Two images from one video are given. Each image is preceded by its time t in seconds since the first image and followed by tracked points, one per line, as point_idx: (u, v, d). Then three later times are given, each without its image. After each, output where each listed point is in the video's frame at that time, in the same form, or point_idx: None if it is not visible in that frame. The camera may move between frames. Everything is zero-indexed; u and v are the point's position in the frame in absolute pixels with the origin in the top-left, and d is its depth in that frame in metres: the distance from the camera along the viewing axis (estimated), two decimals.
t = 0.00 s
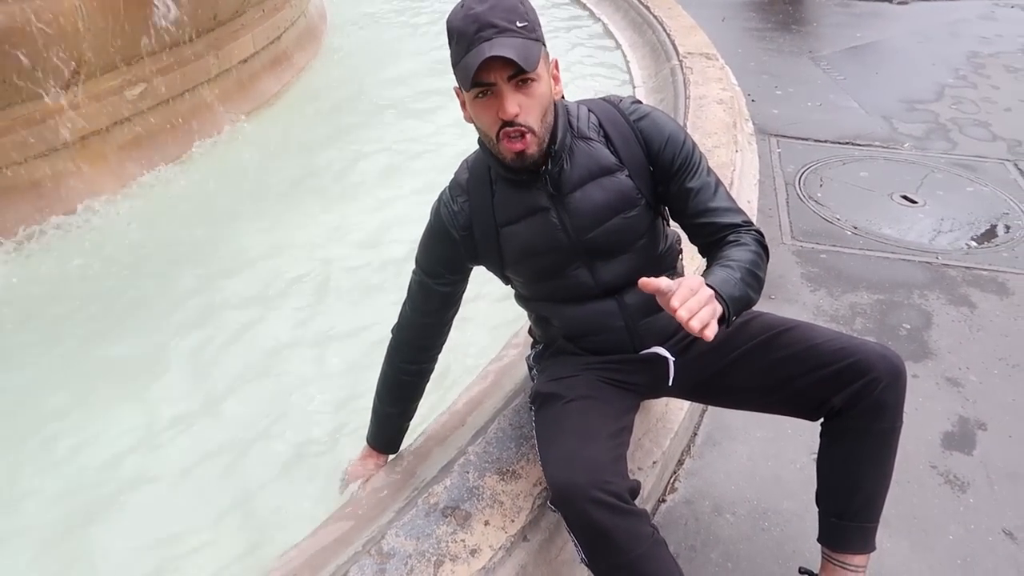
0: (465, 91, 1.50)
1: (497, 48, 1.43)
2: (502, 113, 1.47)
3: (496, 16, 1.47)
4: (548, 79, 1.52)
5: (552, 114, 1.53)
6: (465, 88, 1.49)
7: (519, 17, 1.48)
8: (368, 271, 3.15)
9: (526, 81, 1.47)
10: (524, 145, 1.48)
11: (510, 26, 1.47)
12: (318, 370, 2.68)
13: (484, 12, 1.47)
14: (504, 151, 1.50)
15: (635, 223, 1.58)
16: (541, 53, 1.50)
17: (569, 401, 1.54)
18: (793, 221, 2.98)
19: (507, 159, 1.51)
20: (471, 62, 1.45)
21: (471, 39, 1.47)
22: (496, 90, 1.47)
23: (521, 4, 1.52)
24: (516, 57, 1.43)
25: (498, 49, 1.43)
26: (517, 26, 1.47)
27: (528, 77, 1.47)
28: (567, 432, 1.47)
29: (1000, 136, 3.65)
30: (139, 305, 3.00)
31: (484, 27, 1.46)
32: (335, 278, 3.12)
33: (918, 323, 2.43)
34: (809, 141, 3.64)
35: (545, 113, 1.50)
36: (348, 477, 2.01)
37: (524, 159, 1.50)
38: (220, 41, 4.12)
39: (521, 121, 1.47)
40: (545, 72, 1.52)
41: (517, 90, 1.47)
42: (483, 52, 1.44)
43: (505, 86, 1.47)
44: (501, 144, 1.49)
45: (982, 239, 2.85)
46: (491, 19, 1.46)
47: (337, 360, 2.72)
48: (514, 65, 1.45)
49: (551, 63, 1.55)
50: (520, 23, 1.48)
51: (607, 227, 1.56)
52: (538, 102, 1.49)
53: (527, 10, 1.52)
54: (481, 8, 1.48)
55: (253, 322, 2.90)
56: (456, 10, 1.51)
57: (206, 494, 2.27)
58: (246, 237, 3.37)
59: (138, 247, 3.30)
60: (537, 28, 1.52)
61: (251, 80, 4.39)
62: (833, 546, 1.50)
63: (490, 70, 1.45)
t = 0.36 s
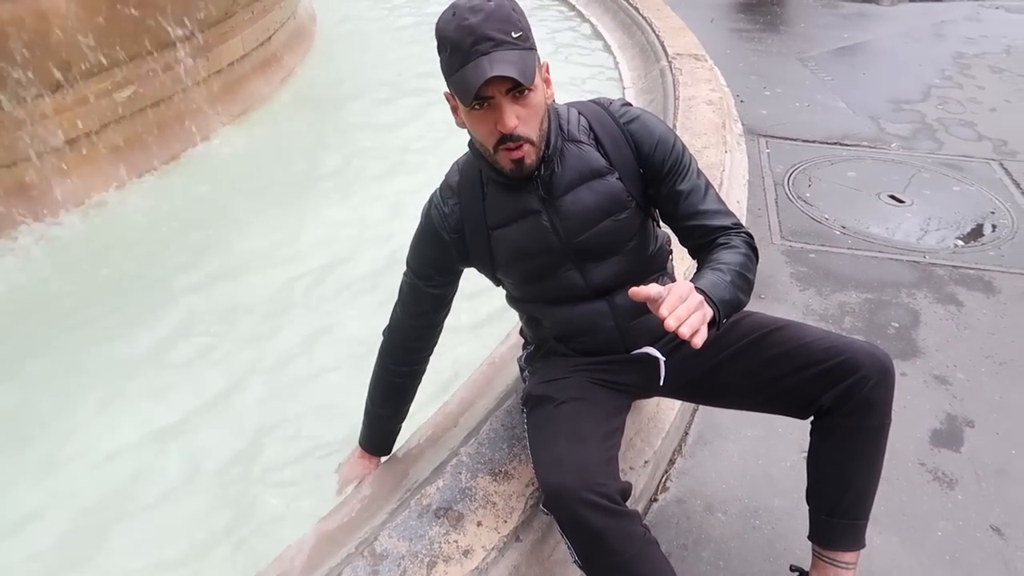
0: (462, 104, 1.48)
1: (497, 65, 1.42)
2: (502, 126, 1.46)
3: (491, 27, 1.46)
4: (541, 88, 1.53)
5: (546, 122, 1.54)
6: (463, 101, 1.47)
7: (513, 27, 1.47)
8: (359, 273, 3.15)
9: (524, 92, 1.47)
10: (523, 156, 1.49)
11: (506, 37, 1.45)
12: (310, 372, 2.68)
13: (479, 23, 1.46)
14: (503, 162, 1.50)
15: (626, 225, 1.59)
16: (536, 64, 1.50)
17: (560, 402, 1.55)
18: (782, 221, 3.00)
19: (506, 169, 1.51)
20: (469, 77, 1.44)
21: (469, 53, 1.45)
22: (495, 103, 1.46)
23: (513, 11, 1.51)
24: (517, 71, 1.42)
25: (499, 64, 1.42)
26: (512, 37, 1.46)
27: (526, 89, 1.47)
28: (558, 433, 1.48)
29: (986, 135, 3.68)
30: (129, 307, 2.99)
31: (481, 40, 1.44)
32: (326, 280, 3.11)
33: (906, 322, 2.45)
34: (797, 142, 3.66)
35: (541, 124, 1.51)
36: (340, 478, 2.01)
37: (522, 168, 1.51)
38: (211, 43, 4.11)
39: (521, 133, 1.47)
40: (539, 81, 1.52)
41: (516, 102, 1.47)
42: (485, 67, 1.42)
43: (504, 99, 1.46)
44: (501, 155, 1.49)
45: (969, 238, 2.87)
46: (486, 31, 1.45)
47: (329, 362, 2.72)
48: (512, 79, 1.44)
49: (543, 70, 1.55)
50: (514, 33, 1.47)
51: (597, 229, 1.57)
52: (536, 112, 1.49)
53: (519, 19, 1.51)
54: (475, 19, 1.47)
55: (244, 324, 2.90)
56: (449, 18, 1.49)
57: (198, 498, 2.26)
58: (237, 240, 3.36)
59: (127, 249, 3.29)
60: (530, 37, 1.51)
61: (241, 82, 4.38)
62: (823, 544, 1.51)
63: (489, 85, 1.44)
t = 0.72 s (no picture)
0: (456, 100, 1.49)
1: (489, 58, 1.43)
2: (495, 119, 1.47)
3: (483, 24, 1.46)
4: (536, 83, 1.53)
5: (542, 119, 1.54)
6: (456, 96, 1.48)
7: (505, 24, 1.48)
8: (357, 275, 3.15)
9: (517, 87, 1.48)
10: (518, 152, 1.50)
11: (498, 33, 1.46)
12: (308, 374, 2.68)
13: (471, 20, 1.47)
14: (497, 157, 1.50)
15: (623, 227, 1.60)
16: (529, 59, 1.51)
17: (558, 403, 1.55)
18: (779, 222, 3.00)
19: (502, 167, 1.52)
20: (462, 73, 1.45)
21: (461, 47, 1.46)
22: (488, 97, 1.47)
23: (506, 10, 1.52)
24: (508, 63, 1.43)
25: (491, 57, 1.43)
26: (505, 33, 1.47)
27: (519, 83, 1.48)
28: (556, 435, 1.48)
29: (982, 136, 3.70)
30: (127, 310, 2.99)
31: (473, 36, 1.45)
32: (324, 282, 3.11)
33: (903, 322, 2.46)
34: (794, 143, 3.67)
35: (536, 117, 1.51)
36: (339, 480, 2.01)
37: (517, 164, 1.51)
38: (208, 45, 4.12)
39: (514, 125, 1.48)
40: (533, 77, 1.52)
41: (509, 95, 1.47)
42: (476, 60, 1.43)
43: (497, 93, 1.47)
44: (495, 150, 1.50)
45: (965, 239, 2.88)
46: (478, 28, 1.46)
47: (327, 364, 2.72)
48: (505, 72, 1.45)
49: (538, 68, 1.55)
50: (507, 30, 1.48)
51: (595, 231, 1.58)
52: (530, 105, 1.49)
53: (512, 18, 1.52)
54: (468, 17, 1.48)
55: (243, 326, 2.89)
56: (442, 19, 1.50)
57: (197, 501, 2.26)
58: (235, 242, 3.36)
59: (126, 252, 3.29)
60: (523, 35, 1.52)
61: (238, 84, 4.38)
62: (821, 544, 1.51)
63: (482, 79, 1.45)
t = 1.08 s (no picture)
0: (450, 97, 1.49)
1: (482, 49, 1.43)
2: (490, 113, 1.47)
3: (477, 20, 1.47)
4: (530, 80, 1.54)
5: (537, 116, 1.54)
6: (451, 92, 1.48)
7: (499, 21, 1.49)
8: (355, 276, 3.16)
9: (511, 81, 1.48)
10: (514, 147, 1.49)
11: (492, 29, 1.47)
12: (307, 374, 2.68)
13: (465, 17, 1.47)
14: (493, 153, 1.50)
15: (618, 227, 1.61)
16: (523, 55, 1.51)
17: (553, 403, 1.56)
18: (776, 221, 3.01)
19: (497, 162, 1.51)
20: (456, 67, 1.45)
21: (455, 42, 1.46)
22: (482, 92, 1.47)
23: (499, 8, 1.53)
24: (502, 56, 1.44)
25: (484, 50, 1.44)
26: (498, 30, 1.48)
27: (513, 78, 1.48)
28: (552, 434, 1.49)
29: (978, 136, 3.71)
30: (125, 311, 2.99)
31: (467, 31, 1.46)
32: (321, 283, 3.12)
33: (900, 321, 2.47)
34: (790, 143, 3.68)
35: (531, 112, 1.51)
36: (337, 481, 2.01)
37: (514, 160, 1.50)
38: (205, 47, 4.12)
39: (510, 119, 1.47)
40: (527, 74, 1.53)
41: (503, 90, 1.48)
42: (470, 54, 1.44)
43: (491, 87, 1.47)
44: (490, 145, 1.49)
45: (961, 238, 2.89)
46: (473, 24, 1.46)
47: (325, 365, 2.72)
48: (499, 64, 1.45)
49: (532, 67, 1.56)
50: (500, 26, 1.49)
51: (591, 231, 1.59)
52: (525, 100, 1.49)
53: (506, 16, 1.53)
54: (461, 14, 1.48)
55: (240, 328, 2.90)
56: (436, 19, 1.51)
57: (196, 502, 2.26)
58: (232, 243, 3.36)
59: (123, 254, 3.29)
60: (517, 34, 1.53)
61: (235, 86, 4.39)
62: (817, 542, 1.52)
63: (475, 72, 1.45)
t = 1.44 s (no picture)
0: (457, 101, 1.49)
1: (497, 59, 1.44)
2: (496, 122, 1.47)
3: (489, 27, 1.47)
4: (535, 90, 1.55)
5: (539, 126, 1.56)
6: (458, 97, 1.48)
7: (510, 29, 1.50)
8: (353, 280, 3.16)
9: (519, 91, 1.49)
10: (517, 157, 1.51)
11: (503, 37, 1.48)
12: (305, 378, 2.68)
13: (477, 22, 1.47)
14: (496, 160, 1.51)
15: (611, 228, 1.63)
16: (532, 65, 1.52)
17: (550, 405, 1.57)
18: (773, 223, 3.02)
19: (499, 170, 1.52)
20: (467, 72, 1.45)
21: (467, 47, 1.46)
22: (490, 100, 1.47)
23: (509, 14, 1.54)
24: (514, 66, 1.45)
25: (497, 58, 1.44)
26: (509, 38, 1.48)
27: (522, 88, 1.49)
28: (548, 436, 1.50)
29: (973, 137, 3.72)
30: (123, 315, 2.99)
31: (479, 37, 1.46)
32: (319, 287, 3.12)
33: (895, 322, 2.48)
34: (786, 145, 3.69)
35: (536, 124, 1.53)
36: (336, 484, 2.02)
37: (515, 169, 1.52)
38: (203, 53, 4.13)
39: (516, 129, 1.49)
40: (533, 83, 1.54)
41: (511, 99, 1.48)
42: (482, 61, 1.44)
43: (499, 96, 1.48)
44: (494, 153, 1.50)
45: (956, 238, 2.90)
46: (485, 30, 1.47)
47: (323, 369, 2.72)
48: (511, 75, 1.46)
49: (537, 77, 1.57)
50: (511, 34, 1.50)
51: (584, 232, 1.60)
52: (531, 111, 1.51)
53: (516, 23, 1.54)
54: (473, 18, 1.48)
55: (238, 332, 2.90)
56: (446, 20, 1.50)
57: (195, 506, 2.26)
58: (230, 248, 3.37)
59: (120, 259, 3.29)
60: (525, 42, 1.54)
61: (232, 91, 4.39)
62: (814, 541, 1.52)
63: (486, 80, 1.45)
